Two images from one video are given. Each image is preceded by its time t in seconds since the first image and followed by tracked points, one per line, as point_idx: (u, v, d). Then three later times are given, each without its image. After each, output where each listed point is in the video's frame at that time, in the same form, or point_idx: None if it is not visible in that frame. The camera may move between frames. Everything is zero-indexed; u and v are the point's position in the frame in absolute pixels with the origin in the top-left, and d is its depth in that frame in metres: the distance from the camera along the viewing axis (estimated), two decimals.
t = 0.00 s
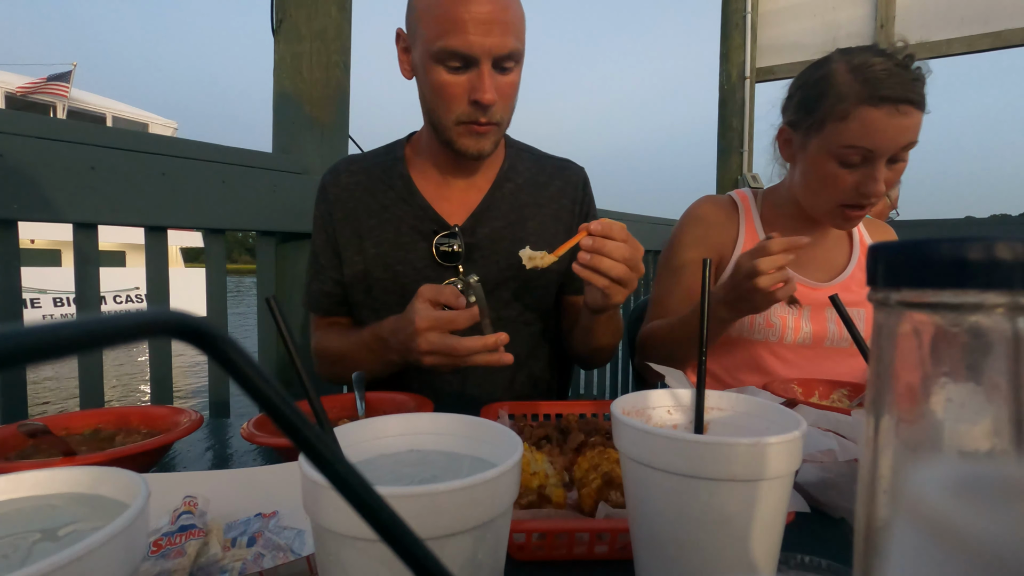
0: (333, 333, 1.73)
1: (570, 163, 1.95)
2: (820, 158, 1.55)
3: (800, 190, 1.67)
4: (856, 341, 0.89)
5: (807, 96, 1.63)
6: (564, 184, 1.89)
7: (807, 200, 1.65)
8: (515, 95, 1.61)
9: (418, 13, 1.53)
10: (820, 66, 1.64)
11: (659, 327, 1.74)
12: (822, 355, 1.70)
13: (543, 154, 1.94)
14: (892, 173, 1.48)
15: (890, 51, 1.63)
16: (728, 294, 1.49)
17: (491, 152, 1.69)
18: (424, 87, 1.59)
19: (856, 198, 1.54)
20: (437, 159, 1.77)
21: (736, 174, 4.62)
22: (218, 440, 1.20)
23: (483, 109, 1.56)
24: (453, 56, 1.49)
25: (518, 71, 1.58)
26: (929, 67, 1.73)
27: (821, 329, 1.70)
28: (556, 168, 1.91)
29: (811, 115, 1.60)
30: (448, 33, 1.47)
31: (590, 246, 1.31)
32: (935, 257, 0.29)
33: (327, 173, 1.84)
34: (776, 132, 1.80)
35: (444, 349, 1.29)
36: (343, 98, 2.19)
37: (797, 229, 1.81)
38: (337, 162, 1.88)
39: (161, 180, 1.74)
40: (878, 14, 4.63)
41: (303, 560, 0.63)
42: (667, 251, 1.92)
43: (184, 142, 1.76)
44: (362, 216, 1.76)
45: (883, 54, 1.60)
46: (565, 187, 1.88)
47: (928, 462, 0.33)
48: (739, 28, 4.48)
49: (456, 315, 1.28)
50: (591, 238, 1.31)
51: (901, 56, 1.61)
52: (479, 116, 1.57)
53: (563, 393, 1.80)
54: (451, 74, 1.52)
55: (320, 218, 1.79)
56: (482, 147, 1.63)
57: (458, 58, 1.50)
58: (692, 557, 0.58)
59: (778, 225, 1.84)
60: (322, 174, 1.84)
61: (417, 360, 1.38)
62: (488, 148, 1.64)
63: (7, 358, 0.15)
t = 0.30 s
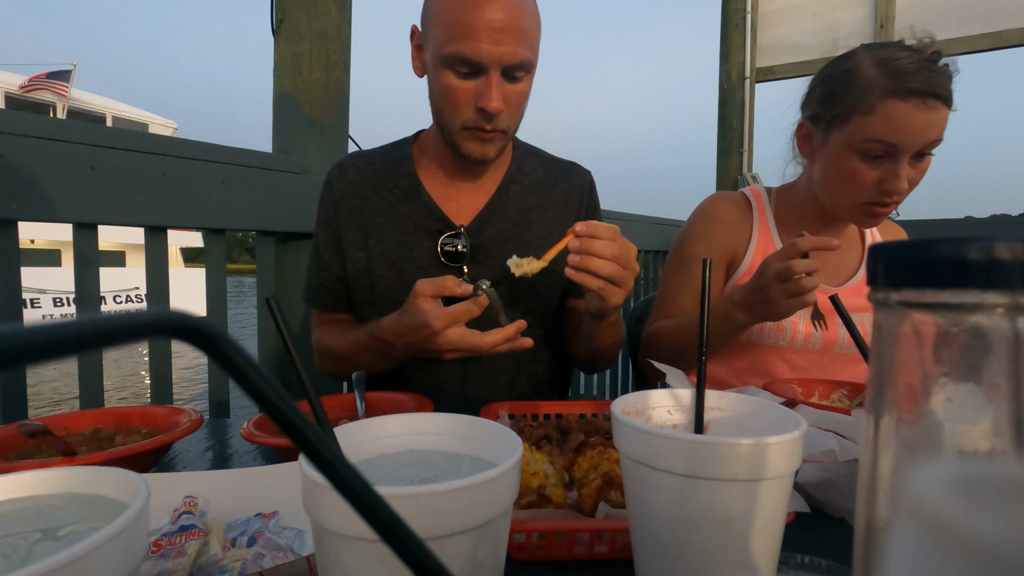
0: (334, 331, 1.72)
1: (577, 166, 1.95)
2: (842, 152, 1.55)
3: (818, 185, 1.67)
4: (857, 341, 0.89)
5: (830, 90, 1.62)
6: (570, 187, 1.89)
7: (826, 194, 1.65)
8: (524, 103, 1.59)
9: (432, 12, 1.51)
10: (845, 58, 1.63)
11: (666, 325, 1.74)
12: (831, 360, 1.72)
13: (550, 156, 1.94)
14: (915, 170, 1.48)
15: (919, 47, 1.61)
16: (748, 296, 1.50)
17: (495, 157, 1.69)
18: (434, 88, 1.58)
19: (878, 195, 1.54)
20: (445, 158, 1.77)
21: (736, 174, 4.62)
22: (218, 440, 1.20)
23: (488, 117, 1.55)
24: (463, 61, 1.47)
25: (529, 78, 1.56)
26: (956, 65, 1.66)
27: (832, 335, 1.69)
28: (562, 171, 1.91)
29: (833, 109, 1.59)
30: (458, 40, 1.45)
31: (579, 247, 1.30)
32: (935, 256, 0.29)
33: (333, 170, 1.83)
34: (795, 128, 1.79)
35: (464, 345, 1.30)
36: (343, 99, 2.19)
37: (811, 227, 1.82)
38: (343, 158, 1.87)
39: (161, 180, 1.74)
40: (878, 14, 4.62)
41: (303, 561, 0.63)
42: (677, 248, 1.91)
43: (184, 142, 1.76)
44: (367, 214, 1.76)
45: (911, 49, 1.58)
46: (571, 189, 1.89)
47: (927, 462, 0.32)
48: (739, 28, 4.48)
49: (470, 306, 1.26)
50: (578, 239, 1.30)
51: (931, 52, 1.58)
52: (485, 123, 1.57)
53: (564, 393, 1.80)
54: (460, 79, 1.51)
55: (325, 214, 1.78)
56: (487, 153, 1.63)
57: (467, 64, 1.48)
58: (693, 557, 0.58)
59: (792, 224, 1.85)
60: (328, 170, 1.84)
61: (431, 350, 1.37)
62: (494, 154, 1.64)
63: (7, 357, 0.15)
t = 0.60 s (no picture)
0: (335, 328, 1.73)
1: (583, 168, 1.95)
2: (849, 154, 1.55)
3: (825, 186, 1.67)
4: (857, 341, 0.90)
5: (841, 88, 1.61)
6: (575, 189, 1.89)
7: (832, 196, 1.65)
8: (534, 109, 1.59)
9: (447, 13, 1.50)
10: (859, 58, 1.62)
11: (667, 326, 1.74)
12: (834, 363, 1.72)
13: (556, 158, 1.95)
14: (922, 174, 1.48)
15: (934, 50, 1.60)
16: (750, 301, 1.49)
17: (502, 161, 1.69)
18: (445, 89, 1.58)
19: (883, 198, 1.55)
20: (452, 158, 1.77)
21: (737, 174, 4.63)
22: (219, 440, 1.20)
23: (498, 122, 1.55)
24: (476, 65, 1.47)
25: (541, 84, 1.55)
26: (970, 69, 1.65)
27: (834, 337, 1.70)
28: (568, 173, 1.91)
29: (842, 109, 1.58)
30: (472, 44, 1.44)
31: (577, 281, 1.30)
32: (936, 257, 0.29)
33: (337, 167, 1.83)
34: (803, 126, 1.79)
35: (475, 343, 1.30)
36: (343, 99, 2.19)
37: (815, 229, 1.83)
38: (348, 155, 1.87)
39: (161, 180, 1.74)
40: (878, 14, 4.63)
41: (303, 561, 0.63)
42: (681, 246, 1.92)
43: (184, 142, 1.76)
44: (371, 213, 1.76)
45: (927, 52, 1.56)
46: (576, 190, 1.89)
47: (927, 462, 0.32)
48: (739, 29, 4.48)
49: (481, 304, 1.27)
50: (577, 272, 1.30)
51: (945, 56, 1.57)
52: (494, 128, 1.57)
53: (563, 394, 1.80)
54: (472, 82, 1.51)
55: (330, 211, 1.78)
56: (495, 157, 1.63)
57: (480, 68, 1.47)
58: (694, 558, 0.58)
59: (797, 226, 1.86)
60: (333, 168, 1.83)
61: (438, 349, 1.37)
62: (500, 157, 1.64)
63: (7, 358, 0.15)
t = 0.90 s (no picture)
0: (335, 326, 1.73)
1: (585, 169, 1.95)
2: (850, 156, 1.54)
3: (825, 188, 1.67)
4: (857, 341, 0.90)
5: (844, 90, 1.61)
6: (577, 190, 1.89)
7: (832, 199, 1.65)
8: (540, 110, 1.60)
9: (456, 12, 1.50)
10: (864, 58, 1.62)
11: (666, 327, 1.74)
12: (834, 364, 1.72)
13: (559, 159, 1.95)
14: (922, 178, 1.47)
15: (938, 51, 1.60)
16: (748, 304, 1.49)
17: (505, 162, 1.69)
18: (452, 88, 1.57)
19: (883, 202, 1.54)
20: (454, 157, 1.76)
21: (737, 174, 4.63)
22: (219, 440, 1.20)
23: (504, 123, 1.55)
24: (485, 65, 1.47)
25: (548, 86, 1.55)
26: (974, 69, 1.65)
27: (835, 338, 1.70)
28: (570, 174, 1.91)
29: (844, 111, 1.58)
30: (483, 44, 1.44)
31: (577, 292, 1.31)
32: (936, 256, 0.29)
33: (340, 166, 1.83)
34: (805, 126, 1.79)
35: (475, 345, 1.30)
36: (344, 98, 2.19)
37: (817, 231, 1.83)
38: (349, 154, 1.87)
39: (161, 180, 1.74)
40: (878, 14, 4.63)
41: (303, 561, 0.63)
42: (681, 246, 1.92)
43: (184, 142, 1.76)
44: (373, 212, 1.76)
45: (933, 53, 1.56)
46: (578, 191, 1.89)
47: (927, 463, 0.33)
48: (739, 28, 4.48)
49: (484, 308, 1.26)
50: (579, 284, 1.31)
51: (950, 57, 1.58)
52: (500, 128, 1.56)
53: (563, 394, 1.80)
54: (480, 82, 1.50)
55: (332, 210, 1.78)
56: (499, 158, 1.63)
57: (489, 69, 1.47)
58: (693, 559, 0.58)
59: (798, 227, 1.86)
60: (334, 167, 1.83)
61: (438, 350, 1.37)
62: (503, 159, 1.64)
63: (6, 358, 0.15)
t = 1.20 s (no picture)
0: (335, 326, 1.73)
1: (585, 170, 1.95)
2: (852, 156, 1.54)
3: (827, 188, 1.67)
4: (857, 341, 0.90)
5: (846, 90, 1.61)
6: (577, 190, 1.89)
7: (833, 199, 1.65)
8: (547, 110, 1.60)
9: (463, 14, 1.50)
10: (865, 58, 1.62)
11: (668, 327, 1.74)
12: (834, 364, 1.73)
13: (559, 160, 1.95)
14: (924, 178, 1.47)
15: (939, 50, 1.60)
16: (751, 308, 1.49)
17: (513, 162, 1.69)
18: (458, 89, 1.57)
19: (886, 202, 1.54)
20: (457, 158, 1.76)
21: (737, 174, 4.63)
22: (219, 440, 1.20)
23: (513, 123, 1.54)
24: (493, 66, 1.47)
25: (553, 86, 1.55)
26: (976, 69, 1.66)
27: (835, 339, 1.70)
28: (571, 174, 1.91)
29: (846, 111, 1.58)
30: (492, 44, 1.44)
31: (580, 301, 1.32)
32: (936, 256, 0.29)
33: (341, 165, 1.83)
34: (806, 125, 1.79)
35: (472, 343, 1.30)
36: (344, 98, 2.19)
37: (817, 231, 1.83)
38: (350, 154, 1.87)
39: (161, 180, 1.74)
40: (879, 14, 4.63)
41: (303, 561, 0.63)
42: (682, 246, 1.92)
43: (184, 142, 1.76)
44: (374, 212, 1.76)
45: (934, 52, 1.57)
46: (578, 192, 1.89)
47: (927, 463, 0.33)
48: (739, 29, 4.48)
49: (482, 307, 1.26)
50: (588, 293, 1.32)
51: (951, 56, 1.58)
52: (509, 129, 1.56)
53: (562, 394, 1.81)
54: (488, 83, 1.50)
55: (332, 209, 1.78)
56: (506, 158, 1.63)
57: (497, 69, 1.47)
58: (693, 558, 0.58)
59: (798, 227, 1.86)
60: (335, 167, 1.83)
61: (437, 349, 1.37)
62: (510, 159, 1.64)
63: (8, 358, 0.15)
